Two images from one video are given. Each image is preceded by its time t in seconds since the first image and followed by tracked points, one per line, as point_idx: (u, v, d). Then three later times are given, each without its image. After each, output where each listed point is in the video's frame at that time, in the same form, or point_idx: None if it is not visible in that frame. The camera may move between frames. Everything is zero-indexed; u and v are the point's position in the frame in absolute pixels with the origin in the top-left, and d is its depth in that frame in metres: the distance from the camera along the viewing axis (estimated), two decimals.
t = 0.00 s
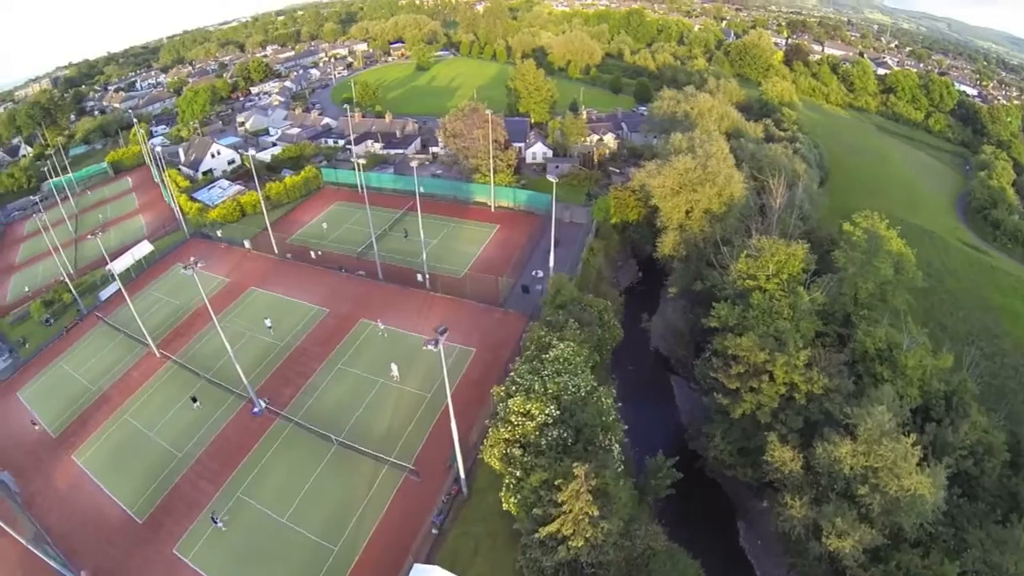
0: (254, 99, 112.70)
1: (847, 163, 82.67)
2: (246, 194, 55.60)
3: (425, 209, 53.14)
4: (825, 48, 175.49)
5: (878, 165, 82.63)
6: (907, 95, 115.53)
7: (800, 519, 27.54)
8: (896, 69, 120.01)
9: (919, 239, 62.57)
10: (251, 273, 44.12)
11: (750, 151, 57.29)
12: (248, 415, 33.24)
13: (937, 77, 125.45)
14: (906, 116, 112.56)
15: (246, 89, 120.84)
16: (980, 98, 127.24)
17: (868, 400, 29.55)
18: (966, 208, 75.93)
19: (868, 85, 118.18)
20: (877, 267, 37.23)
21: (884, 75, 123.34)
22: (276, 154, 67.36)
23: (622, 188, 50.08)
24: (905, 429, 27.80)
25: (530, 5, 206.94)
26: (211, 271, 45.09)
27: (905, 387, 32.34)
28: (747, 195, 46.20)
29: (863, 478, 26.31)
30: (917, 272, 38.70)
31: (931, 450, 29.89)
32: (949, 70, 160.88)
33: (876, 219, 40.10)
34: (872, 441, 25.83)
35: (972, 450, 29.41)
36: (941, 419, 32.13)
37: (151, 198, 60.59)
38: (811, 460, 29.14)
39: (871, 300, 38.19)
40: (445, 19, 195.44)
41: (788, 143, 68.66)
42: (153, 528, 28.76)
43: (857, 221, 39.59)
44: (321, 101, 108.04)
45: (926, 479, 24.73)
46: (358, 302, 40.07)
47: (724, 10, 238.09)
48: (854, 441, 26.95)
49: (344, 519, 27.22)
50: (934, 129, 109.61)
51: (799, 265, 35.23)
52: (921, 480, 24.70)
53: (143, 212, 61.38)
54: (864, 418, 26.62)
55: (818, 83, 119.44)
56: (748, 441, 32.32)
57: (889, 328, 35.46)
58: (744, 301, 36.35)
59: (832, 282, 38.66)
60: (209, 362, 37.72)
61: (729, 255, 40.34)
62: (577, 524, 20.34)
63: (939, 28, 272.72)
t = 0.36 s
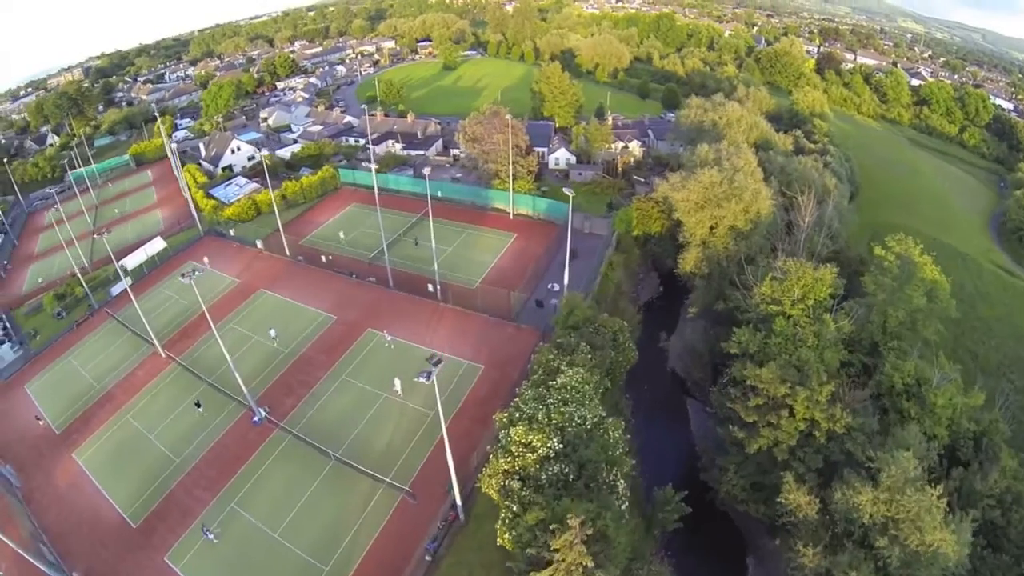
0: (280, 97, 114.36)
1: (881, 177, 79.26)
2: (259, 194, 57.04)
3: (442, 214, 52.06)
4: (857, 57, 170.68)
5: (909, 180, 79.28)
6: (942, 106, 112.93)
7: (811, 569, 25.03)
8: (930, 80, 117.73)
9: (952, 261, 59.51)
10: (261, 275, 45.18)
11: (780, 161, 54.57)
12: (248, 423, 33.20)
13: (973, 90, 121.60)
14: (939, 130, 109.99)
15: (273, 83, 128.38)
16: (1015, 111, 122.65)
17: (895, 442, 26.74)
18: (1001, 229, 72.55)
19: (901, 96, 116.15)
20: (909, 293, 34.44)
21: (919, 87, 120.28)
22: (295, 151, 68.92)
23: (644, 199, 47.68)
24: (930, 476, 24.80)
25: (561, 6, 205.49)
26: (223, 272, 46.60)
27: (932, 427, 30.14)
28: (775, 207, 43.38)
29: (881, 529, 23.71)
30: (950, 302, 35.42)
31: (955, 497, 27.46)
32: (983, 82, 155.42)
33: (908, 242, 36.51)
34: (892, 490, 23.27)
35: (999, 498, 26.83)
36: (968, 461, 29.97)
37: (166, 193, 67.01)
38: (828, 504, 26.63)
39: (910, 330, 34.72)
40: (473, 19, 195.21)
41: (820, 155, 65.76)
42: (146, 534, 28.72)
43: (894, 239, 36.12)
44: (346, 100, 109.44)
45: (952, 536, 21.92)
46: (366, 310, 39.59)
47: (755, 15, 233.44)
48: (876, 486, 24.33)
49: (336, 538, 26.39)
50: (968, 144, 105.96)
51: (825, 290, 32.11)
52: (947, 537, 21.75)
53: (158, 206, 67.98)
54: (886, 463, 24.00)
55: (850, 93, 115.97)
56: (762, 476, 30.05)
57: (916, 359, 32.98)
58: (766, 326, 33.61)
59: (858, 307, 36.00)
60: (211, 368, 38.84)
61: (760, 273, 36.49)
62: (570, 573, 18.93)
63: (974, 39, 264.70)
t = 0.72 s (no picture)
0: (292, 96, 114.60)
1: (899, 188, 76.86)
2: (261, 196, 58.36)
3: (447, 219, 51.26)
4: (876, 63, 167.36)
5: (927, 192, 76.84)
6: (962, 114, 110.18)
7: None
8: (951, 88, 114.94)
9: (971, 279, 57.41)
10: (259, 281, 45.92)
11: (798, 171, 52.66)
12: (238, 436, 33.87)
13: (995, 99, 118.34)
14: (959, 139, 107.10)
15: (285, 81, 130.66)
16: None
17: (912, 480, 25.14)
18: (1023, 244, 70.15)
19: (920, 104, 113.77)
20: (929, 317, 32.65)
21: (940, 93, 117.30)
22: (303, 152, 69.82)
23: (655, 209, 46.30)
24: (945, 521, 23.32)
25: (577, 7, 203.86)
26: (222, 276, 47.80)
27: (949, 461, 28.59)
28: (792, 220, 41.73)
29: None
30: (972, 327, 32.80)
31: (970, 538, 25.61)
32: (1004, 90, 151.63)
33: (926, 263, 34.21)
34: (906, 534, 21.87)
35: (1020, 542, 24.97)
36: (986, 498, 28.26)
37: (171, 192, 69.55)
38: (837, 544, 25.06)
39: (927, 356, 33.06)
40: (488, 18, 194.46)
41: (838, 165, 63.70)
42: (131, 546, 29.39)
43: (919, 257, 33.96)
44: (358, 99, 109.81)
45: None
46: (364, 320, 39.60)
47: (772, 19, 230.39)
48: (888, 529, 22.89)
49: (321, 558, 25.96)
50: (989, 154, 103.23)
51: (840, 311, 30.67)
52: None
53: (162, 205, 69.96)
54: (901, 504, 22.48)
55: (868, 99, 113.48)
56: (768, 510, 28.52)
57: (934, 388, 31.37)
58: (778, 348, 32.05)
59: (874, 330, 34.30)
60: (204, 378, 39.94)
61: (777, 293, 34.50)
62: None
63: (995, 46, 259.49)
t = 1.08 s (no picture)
0: (295, 95, 113.84)
1: (909, 195, 74.96)
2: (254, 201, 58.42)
3: (445, 225, 50.29)
4: (886, 65, 164.86)
5: (938, 199, 74.88)
6: (974, 118, 107.89)
7: None
8: (964, 91, 112.67)
9: (984, 291, 55.71)
10: (251, 289, 46.38)
11: (808, 177, 51.03)
12: (225, 451, 33.40)
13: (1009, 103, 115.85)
14: (971, 143, 104.93)
15: (289, 80, 130.00)
16: None
17: (923, 515, 23.72)
18: None
19: (932, 107, 111.60)
20: (943, 337, 31.22)
21: (951, 97, 115.08)
22: (302, 153, 69.27)
23: (660, 217, 44.89)
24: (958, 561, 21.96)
25: (584, 7, 202.29)
26: (216, 283, 48.23)
27: (961, 493, 27.52)
28: (801, 229, 40.37)
29: None
30: (990, 346, 31.73)
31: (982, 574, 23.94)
32: (1016, 93, 148.92)
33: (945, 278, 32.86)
34: None
35: None
36: (999, 531, 27.12)
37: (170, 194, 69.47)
38: None
39: (939, 378, 31.78)
40: (494, 18, 193.15)
41: (848, 171, 62.01)
42: (114, 563, 28.80)
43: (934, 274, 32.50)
44: (362, 99, 109.05)
45: None
46: (355, 332, 39.30)
47: (781, 20, 227.81)
48: (896, 569, 21.60)
49: None
50: (1001, 159, 101.10)
51: (851, 330, 29.25)
52: None
53: (161, 207, 69.91)
54: (910, 543, 21.14)
55: (878, 102, 111.49)
56: (770, 540, 27.22)
57: (946, 413, 30.07)
58: (785, 368, 30.72)
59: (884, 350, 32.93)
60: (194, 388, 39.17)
61: (785, 311, 33.06)
62: None
63: (1007, 49, 255.84)
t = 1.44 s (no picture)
0: (296, 94, 112.76)
1: (918, 201, 73.29)
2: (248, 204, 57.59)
3: (442, 231, 49.08)
4: (894, 65, 162.49)
5: (948, 205, 73.23)
6: (984, 121, 105.85)
7: None
8: (974, 94, 110.72)
9: (995, 302, 54.20)
10: (243, 296, 46.00)
11: (817, 183, 49.53)
12: (211, 467, 32.74)
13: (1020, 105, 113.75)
14: (980, 147, 103.05)
15: (290, 78, 129.12)
16: None
17: (932, 550, 22.73)
18: None
19: (941, 109, 109.62)
20: (955, 357, 30.15)
21: (961, 99, 113.15)
22: (300, 155, 68.55)
23: (663, 225, 43.52)
24: None
25: (589, 5, 200.44)
26: (207, 291, 47.91)
27: (972, 522, 26.74)
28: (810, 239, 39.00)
29: None
30: (1005, 367, 30.60)
31: None
32: None
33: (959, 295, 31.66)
34: None
35: None
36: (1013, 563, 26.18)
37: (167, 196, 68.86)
38: None
39: (952, 401, 30.58)
40: (499, 16, 191.79)
41: (857, 177, 60.42)
42: None
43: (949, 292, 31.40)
44: (363, 99, 108.03)
45: None
46: (346, 344, 38.68)
47: (788, 20, 225.64)
48: None
49: None
50: (1012, 163, 99.28)
51: (862, 351, 28.09)
52: None
53: (159, 209, 69.37)
54: None
55: (886, 105, 109.71)
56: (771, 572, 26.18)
57: (959, 439, 28.86)
58: (791, 390, 29.63)
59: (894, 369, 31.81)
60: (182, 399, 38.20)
61: (793, 328, 31.92)
62: None
63: (1016, 49, 252.68)
